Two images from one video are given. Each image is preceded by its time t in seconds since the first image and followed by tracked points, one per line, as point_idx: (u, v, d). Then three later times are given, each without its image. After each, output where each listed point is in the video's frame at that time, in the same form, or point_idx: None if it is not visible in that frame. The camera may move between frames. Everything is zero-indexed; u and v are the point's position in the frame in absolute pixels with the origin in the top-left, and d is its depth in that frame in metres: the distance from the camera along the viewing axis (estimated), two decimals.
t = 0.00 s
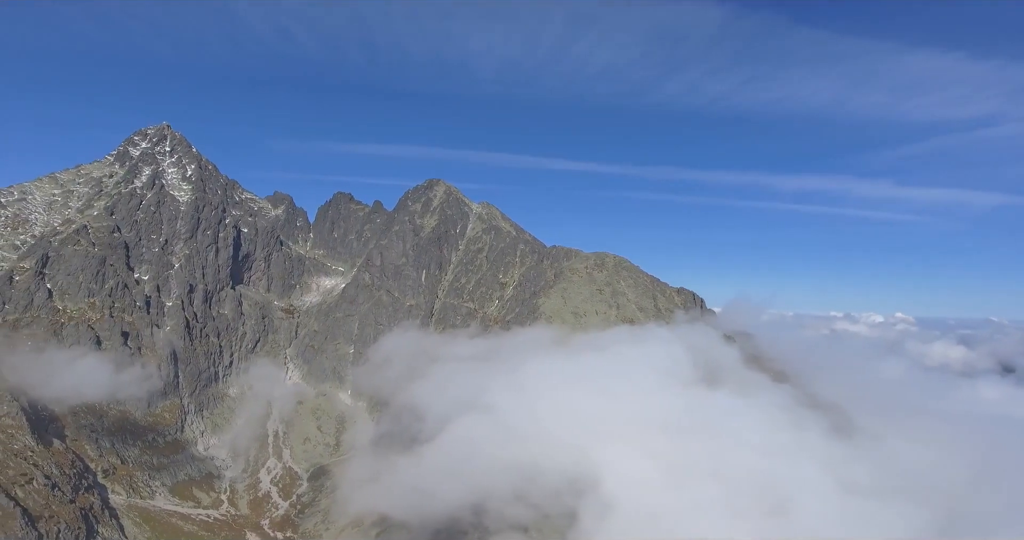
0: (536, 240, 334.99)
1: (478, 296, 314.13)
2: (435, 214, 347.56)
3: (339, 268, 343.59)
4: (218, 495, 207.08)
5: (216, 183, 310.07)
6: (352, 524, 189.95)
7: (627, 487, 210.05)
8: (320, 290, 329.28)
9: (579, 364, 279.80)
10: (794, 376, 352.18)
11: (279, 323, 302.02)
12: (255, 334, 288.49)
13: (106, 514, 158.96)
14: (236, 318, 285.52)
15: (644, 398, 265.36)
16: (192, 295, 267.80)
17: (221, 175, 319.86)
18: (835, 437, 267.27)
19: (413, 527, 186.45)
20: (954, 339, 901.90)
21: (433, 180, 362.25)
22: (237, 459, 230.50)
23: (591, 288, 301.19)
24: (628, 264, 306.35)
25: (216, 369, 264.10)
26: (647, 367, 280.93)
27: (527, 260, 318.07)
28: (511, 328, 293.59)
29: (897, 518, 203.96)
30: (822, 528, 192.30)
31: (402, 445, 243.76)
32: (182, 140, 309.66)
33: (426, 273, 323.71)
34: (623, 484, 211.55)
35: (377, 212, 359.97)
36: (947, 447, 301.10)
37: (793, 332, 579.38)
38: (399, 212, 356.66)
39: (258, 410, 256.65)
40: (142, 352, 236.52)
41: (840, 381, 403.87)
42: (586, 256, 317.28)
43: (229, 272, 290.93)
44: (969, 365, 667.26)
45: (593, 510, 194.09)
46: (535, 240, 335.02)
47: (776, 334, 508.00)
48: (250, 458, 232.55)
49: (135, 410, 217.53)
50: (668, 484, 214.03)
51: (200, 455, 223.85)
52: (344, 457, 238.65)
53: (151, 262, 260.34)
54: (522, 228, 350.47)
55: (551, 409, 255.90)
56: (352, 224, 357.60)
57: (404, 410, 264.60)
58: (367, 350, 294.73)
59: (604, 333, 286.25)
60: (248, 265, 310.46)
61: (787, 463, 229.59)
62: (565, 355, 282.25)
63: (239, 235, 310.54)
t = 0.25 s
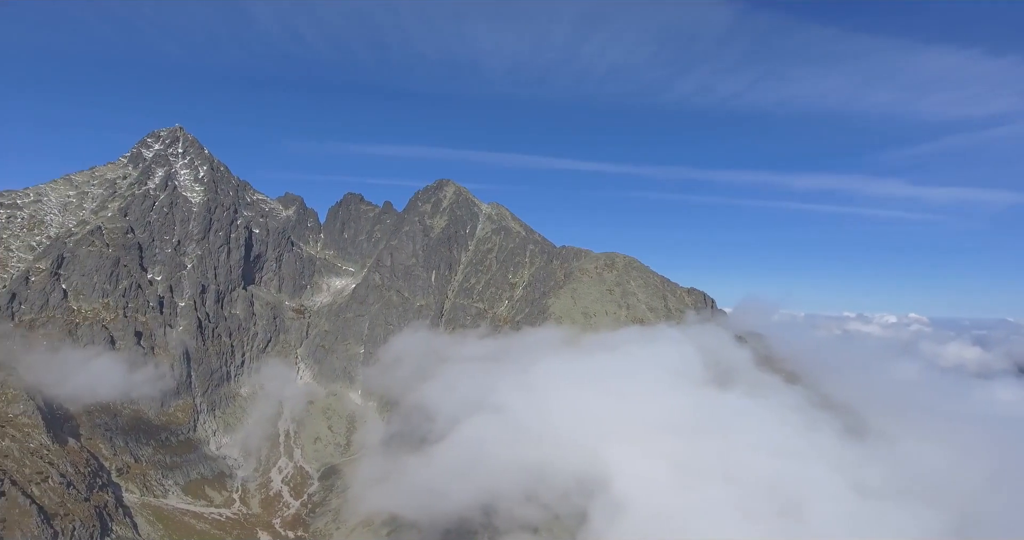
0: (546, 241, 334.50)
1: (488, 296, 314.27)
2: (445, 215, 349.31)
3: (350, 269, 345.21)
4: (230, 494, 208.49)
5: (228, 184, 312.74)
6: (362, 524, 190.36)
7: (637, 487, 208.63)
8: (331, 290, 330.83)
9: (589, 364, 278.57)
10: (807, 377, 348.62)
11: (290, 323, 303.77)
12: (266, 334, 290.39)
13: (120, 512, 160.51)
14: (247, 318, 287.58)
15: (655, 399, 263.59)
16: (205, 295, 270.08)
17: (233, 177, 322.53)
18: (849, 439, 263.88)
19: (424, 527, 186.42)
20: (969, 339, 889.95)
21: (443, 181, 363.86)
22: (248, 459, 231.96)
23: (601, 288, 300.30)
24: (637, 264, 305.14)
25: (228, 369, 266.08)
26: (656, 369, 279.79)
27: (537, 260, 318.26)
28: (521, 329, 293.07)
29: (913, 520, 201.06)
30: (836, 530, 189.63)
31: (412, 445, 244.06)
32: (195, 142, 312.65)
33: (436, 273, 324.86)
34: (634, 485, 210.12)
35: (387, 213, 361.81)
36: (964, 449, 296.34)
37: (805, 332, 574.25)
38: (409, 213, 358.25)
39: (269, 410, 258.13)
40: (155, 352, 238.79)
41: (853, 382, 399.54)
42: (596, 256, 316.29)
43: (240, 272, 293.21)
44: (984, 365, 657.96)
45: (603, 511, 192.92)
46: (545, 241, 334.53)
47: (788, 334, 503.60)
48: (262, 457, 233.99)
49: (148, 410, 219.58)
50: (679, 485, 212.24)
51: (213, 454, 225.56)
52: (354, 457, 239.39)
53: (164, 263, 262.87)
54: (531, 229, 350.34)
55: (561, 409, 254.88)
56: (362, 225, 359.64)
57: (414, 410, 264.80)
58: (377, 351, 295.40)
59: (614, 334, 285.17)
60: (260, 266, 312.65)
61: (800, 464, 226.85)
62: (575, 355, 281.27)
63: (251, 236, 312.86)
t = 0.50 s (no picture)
0: (558, 241, 333.53)
1: (500, 296, 314.02)
2: (457, 215, 350.51)
3: (362, 269, 346.85)
4: (245, 493, 210.15)
5: (242, 186, 315.79)
6: (375, 523, 190.80)
7: (651, 488, 206.83)
8: (344, 290, 332.51)
9: (601, 365, 277.00)
10: (823, 378, 343.91)
11: (304, 323, 305.85)
12: (280, 334, 292.56)
13: (137, 509, 162.38)
14: (261, 318, 289.94)
15: (668, 400, 261.33)
16: (219, 295, 272.78)
17: (246, 178, 325.53)
18: (867, 441, 259.59)
19: (436, 527, 186.38)
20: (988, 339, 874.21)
21: (454, 181, 365.01)
22: (262, 458, 233.74)
23: (613, 288, 298.84)
24: (650, 264, 303.47)
25: (242, 369, 268.37)
26: (669, 369, 277.29)
27: (548, 260, 317.92)
28: (532, 328, 292.14)
29: (934, 523, 197.00)
30: (855, 533, 186.38)
31: (424, 445, 244.31)
32: (209, 144, 316.08)
33: (448, 273, 325.65)
34: (647, 486, 208.32)
35: (399, 213, 363.28)
36: (985, 451, 290.33)
37: (819, 333, 567.45)
38: (421, 213, 359.56)
39: (283, 409, 259.89)
40: (171, 351, 241.55)
41: (869, 382, 393.74)
42: (608, 256, 314.68)
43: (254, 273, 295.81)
44: (1005, 366, 645.42)
45: (616, 512, 191.49)
46: (556, 241, 333.50)
47: (803, 335, 497.81)
48: (276, 456, 235.64)
49: (164, 409, 222.11)
50: (693, 487, 210.09)
51: (227, 453, 227.58)
52: (367, 456, 240.16)
53: (179, 264, 265.87)
54: (543, 229, 349.66)
55: (573, 410, 253.55)
56: (374, 226, 361.50)
57: (426, 409, 264.90)
58: (389, 351, 296.12)
59: (627, 334, 282.79)
60: (273, 266, 315.17)
61: (816, 466, 223.49)
62: (587, 355, 279.78)
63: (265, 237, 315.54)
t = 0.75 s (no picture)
0: (568, 241, 332.82)
1: (511, 296, 313.80)
2: (467, 215, 351.11)
3: (373, 269, 348.30)
4: (258, 491, 211.75)
5: (255, 187, 318.43)
6: (386, 523, 191.34)
7: (663, 489, 205.16)
8: (355, 290, 334.01)
9: (613, 365, 275.39)
10: (837, 379, 339.56)
11: (316, 323, 307.71)
12: (292, 334, 294.56)
13: (152, 507, 164.24)
14: (274, 318, 292.10)
15: (680, 400, 259.21)
16: (232, 295, 275.31)
17: (259, 179, 328.26)
18: (883, 443, 255.55)
19: (447, 527, 186.33)
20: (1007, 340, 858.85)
21: (465, 182, 365.66)
22: (275, 457, 235.46)
23: (624, 288, 297.49)
24: (661, 264, 302.24)
25: (255, 369, 270.42)
26: (682, 370, 274.93)
27: (559, 260, 317.39)
28: (543, 328, 291.40)
29: (954, 525, 193.18)
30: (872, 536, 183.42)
31: (435, 445, 244.55)
32: (222, 145, 319.16)
33: (458, 274, 325.87)
34: (659, 487, 206.68)
35: (410, 214, 364.40)
36: (1006, 453, 284.49)
37: (833, 333, 560.93)
38: (432, 213, 360.42)
39: (295, 409, 261.46)
40: (185, 351, 244.00)
41: (886, 384, 388.08)
42: (619, 256, 313.32)
43: (267, 273, 298.20)
44: None
45: (628, 514, 190.10)
46: (567, 241, 332.73)
47: (816, 335, 492.28)
48: (288, 455, 237.29)
49: (178, 408, 224.53)
50: (706, 488, 208.04)
51: (240, 451, 229.57)
52: (378, 456, 241.06)
53: (193, 264, 268.67)
54: (553, 228, 348.96)
55: (584, 410, 252.37)
56: (386, 226, 363.01)
57: (437, 409, 264.98)
58: (400, 351, 296.92)
59: (638, 334, 281.03)
60: (286, 267, 317.48)
61: (832, 468, 220.40)
62: (599, 355, 278.40)
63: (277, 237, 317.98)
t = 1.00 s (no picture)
0: (579, 241, 332.21)
1: (521, 296, 313.52)
2: (478, 215, 351.54)
3: (384, 270, 349.54)
4: (270, 490, 213.06)
5: (267, 187, 320.81)
6: (397, 523, 191.63)
7: (675, 490, 203.37)
8: (366, 290, 335.25)
9: (624, 365, 273.78)
10: (852, 380, 335.21)
11: (327, 323, 309.25)
12: (304, 334, 296.35)
13: (166, 505, 165.81)
14: (286, 318, 294.03)
15: (692, 401, 257.05)
16: (245, 295, 277.49)
17: (271, 180, 330.66)
18: (900, 445, 251.46)
19: (458, 527, 186.06)
20: None
21: (475, 182, 366.17)
22: (287, 456, 236.82)
23: (635, 288, 296.29)
24: (672, 264, 300.98)
25: (267, 368, 272.28)
26: (693, 370, 272.81)
27: (570, 260, 316.72)
28: (554, 328, 290.65)
29: (975, 529, 189.31)
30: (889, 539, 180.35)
31: (446, 444, 244.59)
32: (235, 146, 322.05)
33: (469, 274, 326.15)
34: (671, 488, 204.93)
35: (421, 214, 365.40)
36: None
37: (847, 333, 554.24)
38: (442, 214, 361.18)
39: (307, 408, 262.88)
40: (198, 350, 246.31)
41: (902, 385, 382.46)
42: (629, 255, 312.05)
43: (279, 273, 300.26)
44: None
45: (640, 515, 188.64)
46: (578, 241, 332.03)
47: (830, 336, 486.63)
48: (300, 454, 238.57)
49: (192, 407, 226.67)
50: (719, 489, 205.92)
51: (253, 450, 231.26)
52: (389, 455, 241.61)
53: (206, 265, 271.16)
54: (564, 228, 348.26)
55: (595, 411, 251.09)
56: (397, 226, 364.44)
57: (448, 409, 264.96)
58: (411, 351, 297.56)
59: (649, 334, 279.95)
60: (297, 267, 319.54)
61: (847, 470, 217.22)
62: (610, 356, 277.08)
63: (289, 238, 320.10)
